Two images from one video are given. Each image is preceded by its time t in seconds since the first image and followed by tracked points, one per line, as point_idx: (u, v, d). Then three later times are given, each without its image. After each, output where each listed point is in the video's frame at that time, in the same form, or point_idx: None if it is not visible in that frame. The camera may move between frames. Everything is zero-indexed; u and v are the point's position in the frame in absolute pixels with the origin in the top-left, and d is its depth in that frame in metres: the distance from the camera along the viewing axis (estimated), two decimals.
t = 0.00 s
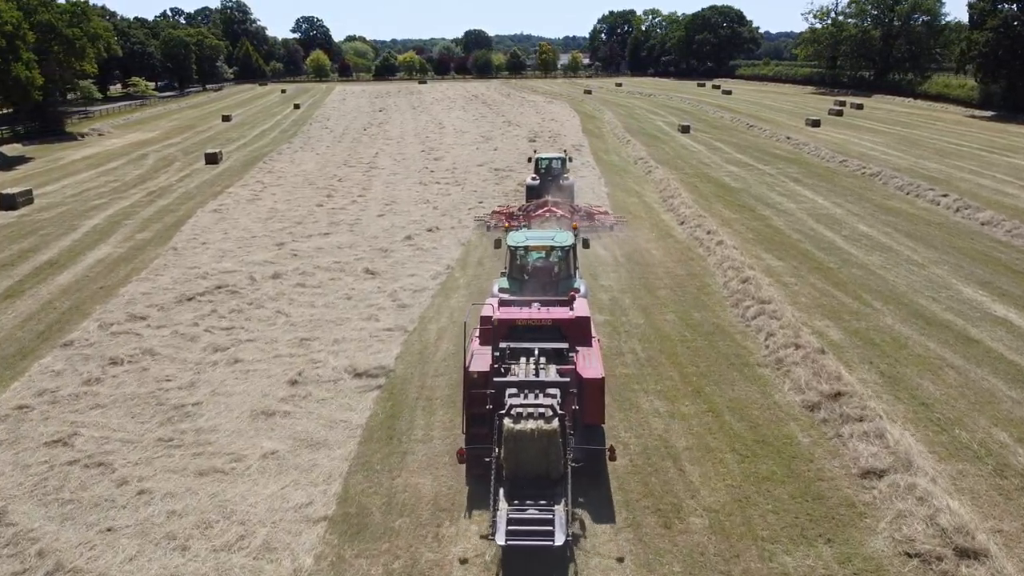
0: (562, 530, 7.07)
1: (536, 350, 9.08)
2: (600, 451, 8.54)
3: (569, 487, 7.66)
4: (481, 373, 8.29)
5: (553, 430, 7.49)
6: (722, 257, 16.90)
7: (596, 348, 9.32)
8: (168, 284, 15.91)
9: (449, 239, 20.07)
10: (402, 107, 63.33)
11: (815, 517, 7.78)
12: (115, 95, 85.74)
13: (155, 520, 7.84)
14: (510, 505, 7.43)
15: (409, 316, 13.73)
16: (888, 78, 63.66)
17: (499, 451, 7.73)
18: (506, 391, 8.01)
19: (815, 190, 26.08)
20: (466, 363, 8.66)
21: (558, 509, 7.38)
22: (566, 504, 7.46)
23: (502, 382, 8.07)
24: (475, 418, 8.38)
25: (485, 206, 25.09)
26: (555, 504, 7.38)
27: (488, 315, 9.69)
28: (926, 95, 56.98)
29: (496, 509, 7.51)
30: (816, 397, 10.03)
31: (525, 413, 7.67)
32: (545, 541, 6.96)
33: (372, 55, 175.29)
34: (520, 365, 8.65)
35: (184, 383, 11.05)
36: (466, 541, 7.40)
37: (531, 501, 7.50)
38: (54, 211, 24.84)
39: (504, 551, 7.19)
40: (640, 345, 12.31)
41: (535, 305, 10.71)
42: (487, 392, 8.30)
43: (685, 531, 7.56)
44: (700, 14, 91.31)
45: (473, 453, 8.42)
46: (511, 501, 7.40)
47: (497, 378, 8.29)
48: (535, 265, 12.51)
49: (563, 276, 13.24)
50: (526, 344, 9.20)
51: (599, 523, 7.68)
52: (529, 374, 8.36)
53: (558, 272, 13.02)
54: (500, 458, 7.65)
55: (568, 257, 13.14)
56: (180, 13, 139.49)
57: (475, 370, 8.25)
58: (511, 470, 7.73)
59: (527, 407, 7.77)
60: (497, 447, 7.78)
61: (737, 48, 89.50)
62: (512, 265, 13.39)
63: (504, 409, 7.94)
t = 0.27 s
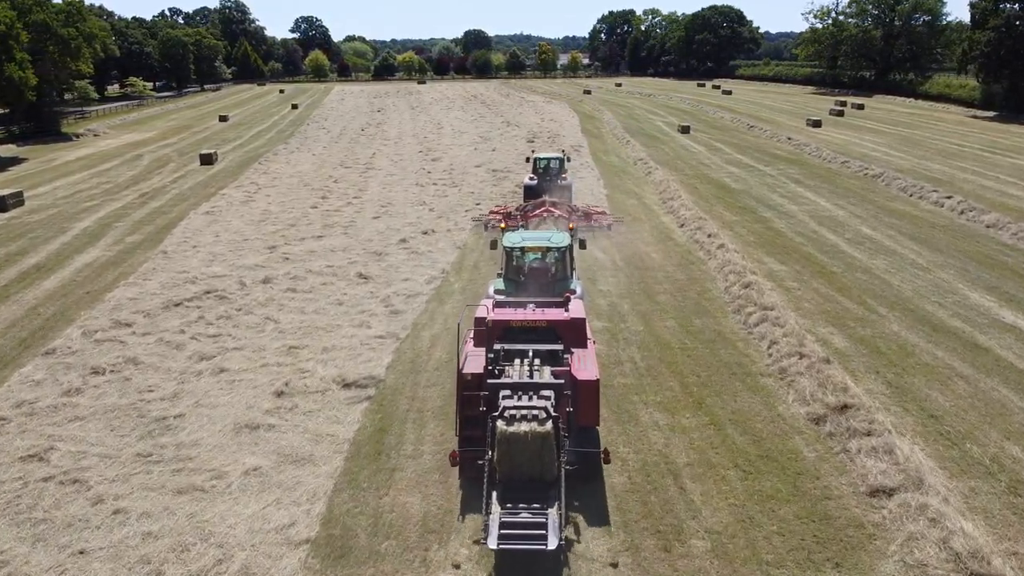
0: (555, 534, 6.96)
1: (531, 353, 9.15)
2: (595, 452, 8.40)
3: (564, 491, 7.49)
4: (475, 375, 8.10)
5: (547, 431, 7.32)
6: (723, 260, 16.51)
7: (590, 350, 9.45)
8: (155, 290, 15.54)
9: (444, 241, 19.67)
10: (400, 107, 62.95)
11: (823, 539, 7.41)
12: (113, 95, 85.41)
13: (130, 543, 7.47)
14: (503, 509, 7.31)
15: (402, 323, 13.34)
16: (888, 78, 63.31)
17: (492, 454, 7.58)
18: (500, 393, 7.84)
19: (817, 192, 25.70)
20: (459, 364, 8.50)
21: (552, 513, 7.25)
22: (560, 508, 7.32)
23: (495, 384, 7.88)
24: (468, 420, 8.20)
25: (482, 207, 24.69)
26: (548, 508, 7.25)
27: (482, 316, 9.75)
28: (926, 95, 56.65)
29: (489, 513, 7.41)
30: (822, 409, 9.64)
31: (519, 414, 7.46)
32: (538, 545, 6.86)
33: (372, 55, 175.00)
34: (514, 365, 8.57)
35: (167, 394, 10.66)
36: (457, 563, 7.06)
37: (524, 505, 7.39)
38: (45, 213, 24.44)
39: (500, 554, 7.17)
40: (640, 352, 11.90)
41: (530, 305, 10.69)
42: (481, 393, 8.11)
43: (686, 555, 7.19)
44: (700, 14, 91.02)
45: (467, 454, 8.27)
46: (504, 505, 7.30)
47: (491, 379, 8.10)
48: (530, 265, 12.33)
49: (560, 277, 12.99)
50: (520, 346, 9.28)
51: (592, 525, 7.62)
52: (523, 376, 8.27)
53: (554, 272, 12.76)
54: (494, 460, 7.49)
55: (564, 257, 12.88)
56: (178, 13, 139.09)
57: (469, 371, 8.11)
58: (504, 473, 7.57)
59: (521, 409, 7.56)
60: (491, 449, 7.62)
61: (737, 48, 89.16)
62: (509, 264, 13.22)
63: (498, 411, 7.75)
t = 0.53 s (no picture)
0: (548, 541, 6.96)
1: (527, 356, 8.92)
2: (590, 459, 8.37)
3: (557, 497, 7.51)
4: (469, 379, 8.09)
5: (541, 437, 7.35)
6: (725, 265, 16.09)
7: (587, 354, 9.13)
8: (143, 296, 15.15)
9: (440, 244, 19.28)
10: (398, 108, 62.59)
11: (833, 566, 7.02)
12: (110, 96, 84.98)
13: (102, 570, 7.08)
14: (497, 515, 7.30)
15: (394, 330, 12.93)
16: (889, 78, 62.95)
17: (486, 459, 7.58)
18: (494, 397, 7.85)
19: (819, 194, 25.33)
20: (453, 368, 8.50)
21: (545, 520, 7.25)
22: (553, 514, 7.33)
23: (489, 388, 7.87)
24: (462, 424, 8.17)
25: (479, 209, 24.30)
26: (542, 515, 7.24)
27: (477, 318, 9.45)
28: (928, 95, 56.33)
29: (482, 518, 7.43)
30: (830, 424, 9.25)
31: (513, 419, 7.49)
32: (531, 552, 6.86)
33: (371, 55, 174.62)
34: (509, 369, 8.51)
35: (149, 407, 10.28)
36: None
37: (518, 511, 7.38)
38: (35, 216, 24.05)
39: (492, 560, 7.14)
40: (639, 361, 11.52)
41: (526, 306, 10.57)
42: (475, 398, 8.09)
43: None
44: (700, 14, 90.78)
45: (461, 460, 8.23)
46: (497, 511, 7.31)
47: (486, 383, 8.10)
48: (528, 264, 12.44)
49: (557, 280, 12.95)
50: (515, 349, 9.01)
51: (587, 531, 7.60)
52: (518, 379, 8.23)
53: (551, 273, 12.81)
54: (487, 466, 7.48)
55: (562, 258, 12.94)
56: (177, 13, 138.67)
57: (463, 375, 8.09)
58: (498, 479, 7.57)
59: (515, 413, 7.59)
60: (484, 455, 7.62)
61: (737, 48, 88.83)
62: (508, 265, 13.29)
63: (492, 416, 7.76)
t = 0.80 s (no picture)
0: (541, 549, 6.87)
1: (522, 359, 8.80)
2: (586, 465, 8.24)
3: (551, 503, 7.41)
4: (464, 382, 8.01)
5: (534, 443, 7.21)
6: (727, 269, 15.66)
7: (583, 357, 9.11)
8: (129, 302, 14.74)
9: (435, 248, 18.88)
10: (397, 108, 62.20)
11: None
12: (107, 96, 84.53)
13: None
14: (489, 521, 7.19)
15: (386, 338, 12.49)
16: (890, 78, 62.53)
17: (479, 465, 7.46)
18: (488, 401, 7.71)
19: (822, 196, 24.93)
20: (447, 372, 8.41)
21: (538, 527, 7.14)
22: (547, 521, 7.21)
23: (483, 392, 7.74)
24: (456, 429, 8.03)
25: (476, 211, 23.91)
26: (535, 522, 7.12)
27: (472, 321, 9.34)
28: (929, 95, 55.97)
29: (474, 525, 7.36)
30: (839, 440, 8.86)
31: (506, 424, 7.36)
32: (524, 560, 6.77)
33: (370, 55, 174.22)
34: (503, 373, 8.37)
35: (129, 421, 9.88)
36: None
37: (511, 517, 7.27)
38: (25, 218, 23.66)
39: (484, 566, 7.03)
40: (640, 370, 11.12)
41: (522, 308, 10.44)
42: (469, 402, 7.96)
43: None
44: (700, 14, 90.36)
45: (454, 465, 8.12)
46: (490, 517, 7.22)
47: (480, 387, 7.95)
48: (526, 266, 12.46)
49: (555, 283, 12.91)
50: (510, 352, 8.87)
51: (582, 537, 7.48)
52: (513, 383, 8.09)
53: (549, 275, 12.79)
54: (479, 472, 7.37)
55: (561, 261, 12.94)
56: (175, 13, 138.30)
57: (457, 379, 7.94)
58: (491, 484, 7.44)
59: (509, 418, 7.47)
60: (477, 461, 7.49)
61: (737, 48, 88.40)
62: (507, 270, 13.35)
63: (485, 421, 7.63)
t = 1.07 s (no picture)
0: (538, 558, 6.70)
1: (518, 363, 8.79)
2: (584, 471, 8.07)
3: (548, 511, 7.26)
4: (458, 387, 7.82)
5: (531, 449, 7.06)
6: (730, 274, 15.22)
7: (580, 361, 9.13)
8: (115, 309, 14.34)
9: (431, 251, 18.46)
10: (395, 108, 61.84)
11: None
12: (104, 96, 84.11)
13: None
14: (484, 530, 7.02)
15: (378, 346, 12.06)
16: (891, 78, 62.16)
17: (475, 472, 7.30)
18: (484, 406, 7.57)
19: (825, 198, 24.52)
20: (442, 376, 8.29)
21: (535, 535, 6.97)
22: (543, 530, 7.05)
23: (479, 397, 7.61)
24: (451, 434, 7.89)
25: (473, 213, 23.49)
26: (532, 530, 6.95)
27: (468, 324, 9.38)
28: (930, 95, 55.60)
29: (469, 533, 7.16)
30: (850, 458, 8.46)
31: (502, 430, 7.21)
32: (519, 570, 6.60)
33: (369, 55, 173.84)
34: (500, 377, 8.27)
35: (108, 437, 9.48)
36: None
37: (507, 525, 7.10)
38: (14, 221, 23.25)
39: None
40: (641, 381, 10.70)
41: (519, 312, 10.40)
42: (464, 407, 7.84)
43: None
44: (700, 14, 89.93)
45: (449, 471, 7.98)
46: (485, 526, 7.04)
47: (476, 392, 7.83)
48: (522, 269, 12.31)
49: (553, 285, 12.77)
50: (507, 357, 8.94)
51: (580, 544, 7.31)
52: (509, 387, 7.98)
53: (546, 277, 12.64)
54: (474, 479, 7.21)
55: (558, 263, 12.78)
56: (173, 13, 137.91)
57: (452, 384, 7.83)
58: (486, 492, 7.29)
59: (505, 424, 7.33)
60: (472, 467, 7.34)
61: (737, 48, 87.98)
62: (503, 271, 13.15)
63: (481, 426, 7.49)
